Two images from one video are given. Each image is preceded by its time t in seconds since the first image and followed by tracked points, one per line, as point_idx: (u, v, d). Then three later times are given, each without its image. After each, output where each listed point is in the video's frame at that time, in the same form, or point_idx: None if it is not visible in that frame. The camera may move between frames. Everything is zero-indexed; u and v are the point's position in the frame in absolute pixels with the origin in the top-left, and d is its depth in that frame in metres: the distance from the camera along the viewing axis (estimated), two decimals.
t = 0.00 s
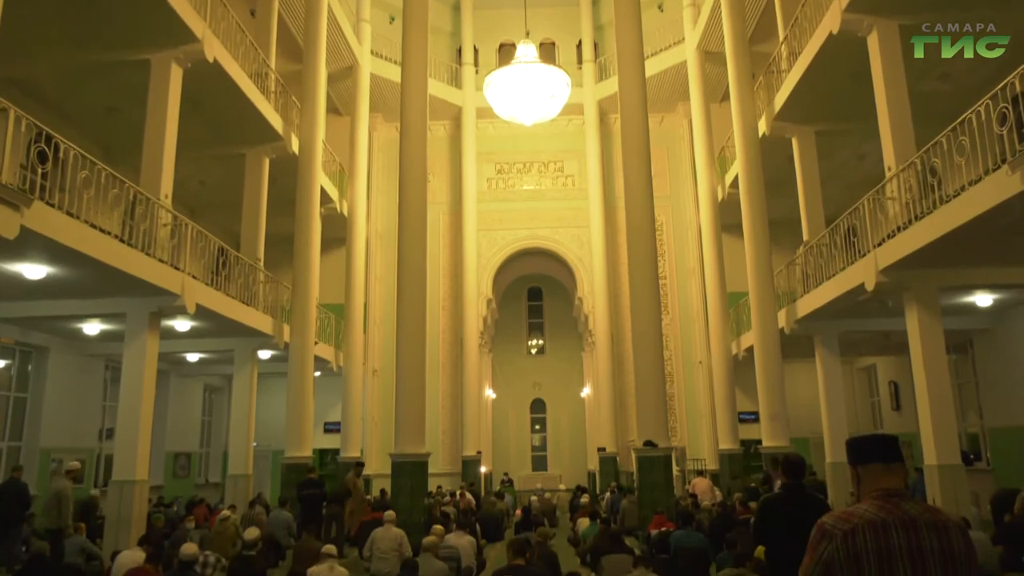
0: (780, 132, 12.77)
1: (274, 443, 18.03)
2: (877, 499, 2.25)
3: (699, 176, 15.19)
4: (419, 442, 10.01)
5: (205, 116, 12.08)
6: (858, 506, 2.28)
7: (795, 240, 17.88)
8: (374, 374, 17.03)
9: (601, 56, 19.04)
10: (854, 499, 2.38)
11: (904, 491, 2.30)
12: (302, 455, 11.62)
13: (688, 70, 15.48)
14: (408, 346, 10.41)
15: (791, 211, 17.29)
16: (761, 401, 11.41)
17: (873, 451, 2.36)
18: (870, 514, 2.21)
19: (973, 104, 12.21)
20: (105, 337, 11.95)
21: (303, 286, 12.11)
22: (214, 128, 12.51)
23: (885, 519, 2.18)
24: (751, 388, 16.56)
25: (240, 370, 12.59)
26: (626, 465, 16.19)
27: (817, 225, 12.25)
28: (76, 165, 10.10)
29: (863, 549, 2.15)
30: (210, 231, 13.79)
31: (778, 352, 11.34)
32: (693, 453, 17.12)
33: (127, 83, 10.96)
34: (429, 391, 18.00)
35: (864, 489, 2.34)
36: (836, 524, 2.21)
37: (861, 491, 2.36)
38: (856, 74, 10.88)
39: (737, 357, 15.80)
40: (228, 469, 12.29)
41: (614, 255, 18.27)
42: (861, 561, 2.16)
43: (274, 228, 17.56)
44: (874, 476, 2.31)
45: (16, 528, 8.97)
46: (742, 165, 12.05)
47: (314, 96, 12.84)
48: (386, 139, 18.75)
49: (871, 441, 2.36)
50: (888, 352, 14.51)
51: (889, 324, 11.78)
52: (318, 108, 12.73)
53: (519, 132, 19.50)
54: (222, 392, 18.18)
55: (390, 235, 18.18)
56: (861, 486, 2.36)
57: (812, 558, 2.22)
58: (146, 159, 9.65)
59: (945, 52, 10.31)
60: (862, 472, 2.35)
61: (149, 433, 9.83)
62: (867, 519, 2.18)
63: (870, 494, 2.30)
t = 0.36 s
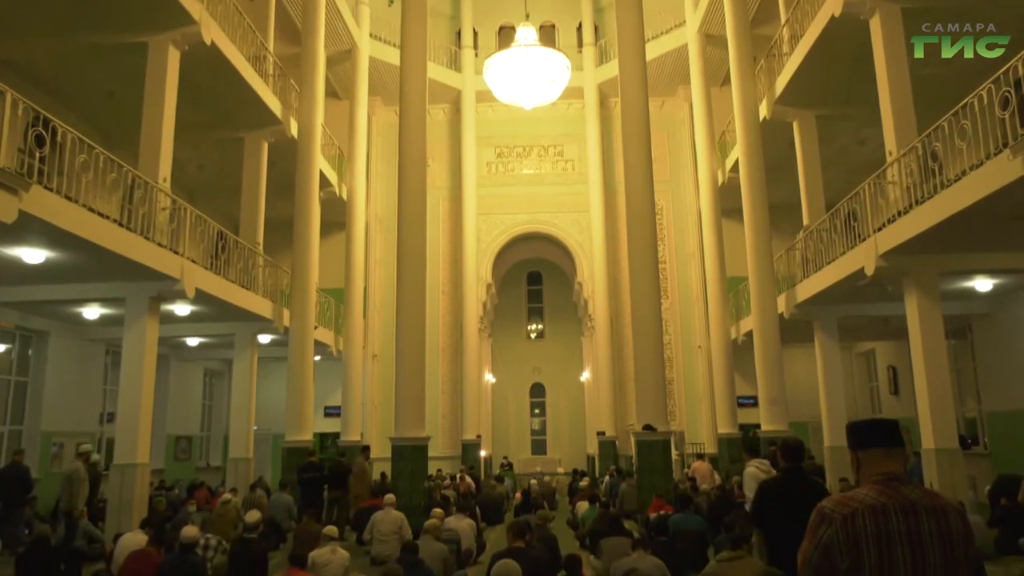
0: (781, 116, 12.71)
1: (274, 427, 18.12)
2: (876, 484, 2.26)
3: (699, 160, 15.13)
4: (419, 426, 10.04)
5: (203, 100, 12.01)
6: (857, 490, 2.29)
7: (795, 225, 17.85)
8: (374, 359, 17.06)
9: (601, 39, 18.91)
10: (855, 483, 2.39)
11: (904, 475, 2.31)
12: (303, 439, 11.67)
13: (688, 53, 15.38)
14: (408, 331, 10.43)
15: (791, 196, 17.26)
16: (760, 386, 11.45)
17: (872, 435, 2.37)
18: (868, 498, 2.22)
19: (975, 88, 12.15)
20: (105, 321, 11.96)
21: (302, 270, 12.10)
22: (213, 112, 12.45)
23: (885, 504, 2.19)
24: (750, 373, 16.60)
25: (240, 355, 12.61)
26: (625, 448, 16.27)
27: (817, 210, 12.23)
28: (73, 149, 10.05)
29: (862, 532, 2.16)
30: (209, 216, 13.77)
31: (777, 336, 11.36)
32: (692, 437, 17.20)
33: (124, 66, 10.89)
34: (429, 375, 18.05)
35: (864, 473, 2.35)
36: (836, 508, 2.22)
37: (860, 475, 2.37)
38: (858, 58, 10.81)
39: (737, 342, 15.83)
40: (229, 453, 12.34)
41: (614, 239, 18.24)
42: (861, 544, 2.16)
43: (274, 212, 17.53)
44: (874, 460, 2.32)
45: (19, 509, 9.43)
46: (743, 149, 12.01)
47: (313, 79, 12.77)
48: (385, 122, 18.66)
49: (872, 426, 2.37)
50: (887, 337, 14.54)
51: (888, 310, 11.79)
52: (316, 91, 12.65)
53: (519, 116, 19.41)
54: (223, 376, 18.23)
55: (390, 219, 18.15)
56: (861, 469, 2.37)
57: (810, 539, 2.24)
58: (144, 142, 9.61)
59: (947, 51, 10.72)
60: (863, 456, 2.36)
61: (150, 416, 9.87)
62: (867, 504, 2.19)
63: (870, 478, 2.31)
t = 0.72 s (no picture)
0: (782, 100, 12.64)
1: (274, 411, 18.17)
2: (876, 468, 2.27)
3: (699, 144, 15.08)
4: (419, 410, 10.06)
5: (201, 83, 11.94)
6: (857, 475, 2.30)
7: (796, 209, 17.81)
8: (374, 343, 17.08)
9: (602, 21, 18.76)
10: (855, 468, 2.40)
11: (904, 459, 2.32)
12: (303, 423, 11.70)
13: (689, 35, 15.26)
14: (408, 315, 10.43)
15: (791, 180, 17.22)
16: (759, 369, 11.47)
17: (871, 419, 2.37)
18: (868, 481, 2.23)
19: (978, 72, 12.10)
20: (105, 305, 11.95)
21: (302, 254, 12.09)
22: (211, 95, 12.38)
23: (885, 488, 2.19)
24: (749, 357, 16.64)
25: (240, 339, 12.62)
26: (624, 432, 16.33)
27: (817, 194, 12.21)
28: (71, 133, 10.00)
29: (860, 515, 2.17)
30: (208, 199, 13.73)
31: (776, 320, 11.37)
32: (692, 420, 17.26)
33: (121, 49, 10.81)
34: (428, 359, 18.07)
35: (864, 457, 2.36)
36: (835, 491, 2.23)
37: (861, 459, 2.38)
38: (860, 41, 10.74)
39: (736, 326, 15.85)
40: (231, 437, 12.39)
41: (614, 223, 18.21)
42: (859, 526, 2.17)
43: (273, 196, 17.49)
44: (874, 445, 2.34)
45: (22, 493, 9.53)
46: (744, 133, 11.96)
47: (311, 62, 12.68)
48: (384, 106, 18.57)
49: (874, 409, 2.37)
50: (886, 321, 14.55)
51: (888, 294, 11.80)
52: (315, 74, 12.56)
53: (518, 100, 19.32)
54: (223, 360, 18.26)
55: (389, 203, 18.11)
56: (861, 454, 2.38)
57: (810, 522, 2.25)
58: (142, 126, 9.57)
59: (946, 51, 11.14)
60: (863, 441, 2.37)
61: (151, 400, 9.90)
62: (867, 487, 2.20)
63: (870, 463, 2.32)
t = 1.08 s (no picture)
0: (783, 84, 12.57)
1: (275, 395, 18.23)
2: (870, 446, 2.29)
3: (700, 128, 15.02)
4: (418, 394, 10.08)
5: (199, 67, 11.87)
6: (851, 454, 2.31)
7: (796, 194, 17.78)
8: (374, 328, 17.10)
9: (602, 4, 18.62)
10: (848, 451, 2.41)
11: (897, 440, 2.34)
12: (303, 407, 11.74)
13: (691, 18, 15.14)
14: (408, 301, 10.43)
15: (792, 164, 17.16)
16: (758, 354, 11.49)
17: (863, 401, 2.40)
18: (864, 458, 2.23)
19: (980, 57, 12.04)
20: (105, 290, 11.95)
21: (301, 239, 12.08)
22: (209, 79, 12.31)
23: (880, 464, 2.20)
24: (748, 342, 16.66)
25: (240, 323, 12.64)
26: (623, 417, 16.39)
27: (818, 179, 12.17)
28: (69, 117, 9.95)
29: (857, 491, 2.17)
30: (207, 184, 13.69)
31: (776, 305, 11.39)
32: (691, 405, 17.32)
33: (118, 32, 10.73)
34: (428, 344, 18.11)
35: (858, 439, 2.38)
36: (831, 469, 2.22)
37: (855, 440, 2.40)
38: (862, 25, 10.66)
39: (736, 311, 15.87)
40: (231, 421, 12.43)
41: (614, 207, 18.17)
42: (856, 503, 2.16)
43: (272, 181, 17.43)
44: (867, 425, 2.35)
45: (23, 477, 9.58)
46: (745, 118, 11.91)
47: (310, 46, 12.60)
48: (383, 90, 18.47)
49: (868, 394, 2.40)
50: (885, 306, 14.57)
51: (887, 279, 11.81)
52: (313, 58, 12.48)
53: (518, 83, 19.21)
54: (223, 345, 18.28)
55: (388, 188, 18.06)
56: (855, 435, 2.39)
57: (807, 502, 2.24)
58: (139, 111, 9.52)
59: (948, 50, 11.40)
60: (856, 424, 2.40)
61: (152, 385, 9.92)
62: (862, 464, 2.20)
63: (865, 441, 2.33)
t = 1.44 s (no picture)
0: (785, 69, 12.50)
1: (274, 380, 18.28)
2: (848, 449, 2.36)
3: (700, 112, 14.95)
4: (418, 379, 10.10)
5: (197, 51, 11.79)
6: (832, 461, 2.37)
7: (797, 179, 17.74)
8: (373, 313, 17.12)
9: None
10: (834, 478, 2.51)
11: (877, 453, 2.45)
12: (303, 392, 11.77)
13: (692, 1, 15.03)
14: (408, 287, 10.43)
15: (792, 149, 17.11)
16: (757, 339, 11.50)
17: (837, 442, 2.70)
18: (840, 452, 2.30)
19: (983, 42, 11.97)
20: (104, 274, 11.95)
21: (301, 225, 12.06)
22: (207, 63, 12.24)
23: (856, 451, 2.26)
24: (748, 328, 16.70)
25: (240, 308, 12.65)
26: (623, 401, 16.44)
27: (819, 164, 12.14)
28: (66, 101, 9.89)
29: (838, 475, 2.20)
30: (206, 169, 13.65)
31: (775, 290, 11.40)
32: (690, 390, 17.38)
33: (115, 15, 10.66)
34: (428, 329, 18.12)
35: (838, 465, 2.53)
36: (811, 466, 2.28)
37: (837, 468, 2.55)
38: (864, 9, 10.59)
39: (735, 297, 15.89)
40: (232, 406, 12.47)
41: (613, 192, 18.14)
42: (838, 486, 2.18)
43: (271, 165, 17.38)
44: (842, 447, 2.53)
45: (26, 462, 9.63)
46: (746, 102, 11.85)
47: (308, 29, 12.51)
48: (382, 73, 18.37)
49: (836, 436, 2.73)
50: (885, 291, 14.58)
51: (887, 264, 11.81)
52: (312, 41, 12.40)
53: (518, 68, 19.12)
54: (222, 330, 18.30)
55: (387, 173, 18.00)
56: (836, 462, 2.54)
57: (796, 503, 2.26)
58: (137, 95, 9.47)
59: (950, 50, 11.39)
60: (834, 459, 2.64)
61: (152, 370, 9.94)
62: (840, 454, 2.26)
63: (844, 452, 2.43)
